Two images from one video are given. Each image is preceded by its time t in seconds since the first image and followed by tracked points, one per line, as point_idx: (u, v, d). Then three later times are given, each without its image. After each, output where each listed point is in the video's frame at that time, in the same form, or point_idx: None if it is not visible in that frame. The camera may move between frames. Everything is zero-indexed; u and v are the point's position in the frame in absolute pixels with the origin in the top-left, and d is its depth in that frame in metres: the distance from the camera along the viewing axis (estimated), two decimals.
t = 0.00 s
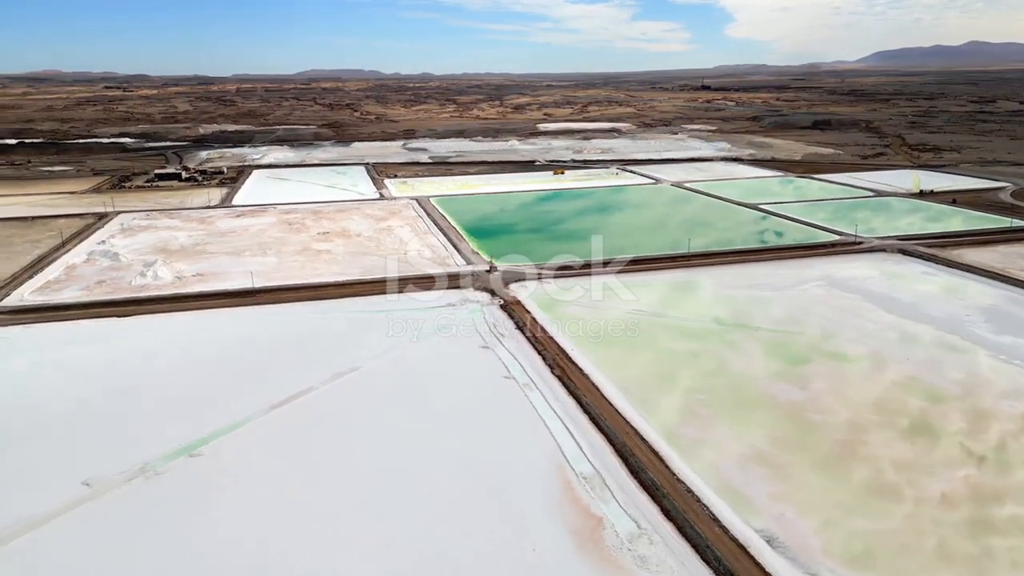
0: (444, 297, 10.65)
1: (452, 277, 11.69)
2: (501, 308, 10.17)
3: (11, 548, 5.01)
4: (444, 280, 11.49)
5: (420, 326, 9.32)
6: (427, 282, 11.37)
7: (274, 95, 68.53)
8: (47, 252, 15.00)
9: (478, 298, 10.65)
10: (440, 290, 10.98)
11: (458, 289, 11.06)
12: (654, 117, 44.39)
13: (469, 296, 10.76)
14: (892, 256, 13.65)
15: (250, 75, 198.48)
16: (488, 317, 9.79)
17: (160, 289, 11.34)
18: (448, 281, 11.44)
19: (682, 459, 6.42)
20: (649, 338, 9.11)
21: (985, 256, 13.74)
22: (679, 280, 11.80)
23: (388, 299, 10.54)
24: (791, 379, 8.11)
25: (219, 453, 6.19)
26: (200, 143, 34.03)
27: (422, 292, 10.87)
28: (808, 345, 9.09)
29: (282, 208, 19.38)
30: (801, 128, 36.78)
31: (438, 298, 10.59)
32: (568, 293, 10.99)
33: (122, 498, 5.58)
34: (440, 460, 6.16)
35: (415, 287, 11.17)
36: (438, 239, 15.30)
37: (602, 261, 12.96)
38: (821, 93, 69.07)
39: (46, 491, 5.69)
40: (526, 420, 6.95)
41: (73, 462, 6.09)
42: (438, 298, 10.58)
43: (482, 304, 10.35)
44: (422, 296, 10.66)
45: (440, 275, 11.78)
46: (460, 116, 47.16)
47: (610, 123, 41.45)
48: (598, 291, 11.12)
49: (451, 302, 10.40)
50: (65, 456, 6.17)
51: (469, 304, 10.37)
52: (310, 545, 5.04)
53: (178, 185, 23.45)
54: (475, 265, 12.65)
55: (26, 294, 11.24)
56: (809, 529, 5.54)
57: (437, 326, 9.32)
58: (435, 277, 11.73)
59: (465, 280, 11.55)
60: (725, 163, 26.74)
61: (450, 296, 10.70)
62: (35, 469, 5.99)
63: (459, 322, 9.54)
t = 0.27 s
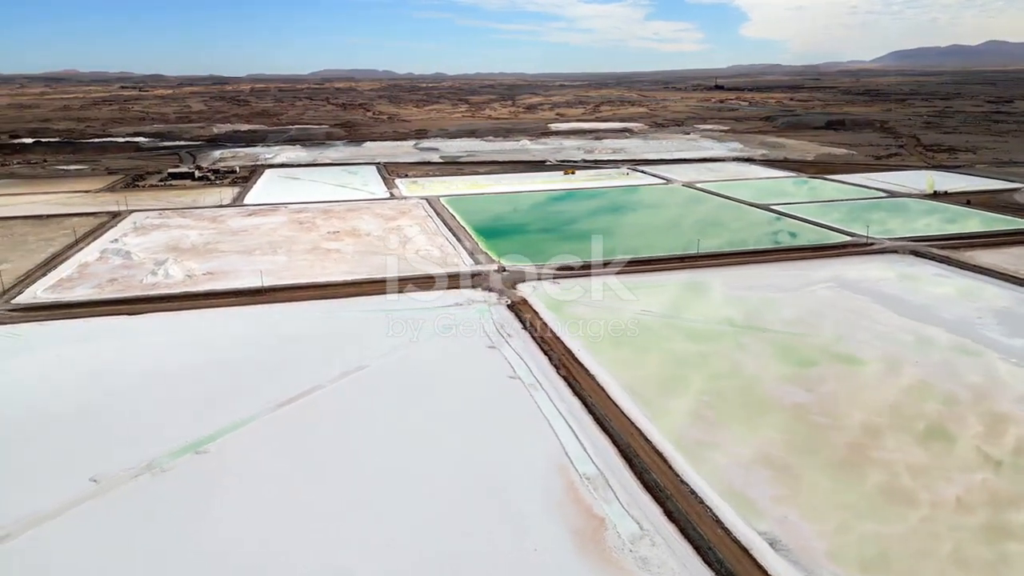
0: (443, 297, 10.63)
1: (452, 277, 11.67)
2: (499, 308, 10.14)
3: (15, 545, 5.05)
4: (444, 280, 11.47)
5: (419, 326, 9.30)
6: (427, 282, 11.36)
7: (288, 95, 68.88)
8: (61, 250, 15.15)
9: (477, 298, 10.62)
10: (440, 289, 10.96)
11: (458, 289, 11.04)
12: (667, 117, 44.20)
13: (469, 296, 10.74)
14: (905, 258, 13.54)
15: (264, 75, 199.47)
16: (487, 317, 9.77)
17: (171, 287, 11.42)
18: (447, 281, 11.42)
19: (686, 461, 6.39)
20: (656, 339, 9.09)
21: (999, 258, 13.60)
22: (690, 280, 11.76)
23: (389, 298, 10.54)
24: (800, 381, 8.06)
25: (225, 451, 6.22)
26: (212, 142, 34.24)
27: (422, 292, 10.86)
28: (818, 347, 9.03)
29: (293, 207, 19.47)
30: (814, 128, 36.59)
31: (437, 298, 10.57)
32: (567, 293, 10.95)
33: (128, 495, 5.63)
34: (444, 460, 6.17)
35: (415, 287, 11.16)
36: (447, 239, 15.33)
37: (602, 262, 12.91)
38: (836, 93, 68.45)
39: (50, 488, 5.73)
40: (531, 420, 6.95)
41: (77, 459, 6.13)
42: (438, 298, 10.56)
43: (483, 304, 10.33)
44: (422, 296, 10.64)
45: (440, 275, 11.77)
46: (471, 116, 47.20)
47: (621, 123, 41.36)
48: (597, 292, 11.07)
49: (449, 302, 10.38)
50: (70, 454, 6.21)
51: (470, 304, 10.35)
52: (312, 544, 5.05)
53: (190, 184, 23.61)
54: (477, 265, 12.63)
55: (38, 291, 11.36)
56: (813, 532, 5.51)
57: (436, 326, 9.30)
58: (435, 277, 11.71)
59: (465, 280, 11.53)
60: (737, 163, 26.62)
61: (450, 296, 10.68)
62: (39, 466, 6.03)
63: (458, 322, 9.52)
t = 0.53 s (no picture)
0: (443, 297, 10.61)
1: (452, 277, 11.65)
2: (498, 309, 10.11)
3: (21, 540, 5.10)
4: (443, 280, 11.46)
5: (418, 327, 9.27)
6: (427, 282, 11.36)
7: (302, 95, 69.24)
8: (75, 249, 15.30)
9: (478, 298, 10.60)
10: (439, 289, 10.95)
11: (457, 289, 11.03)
12: (679, 117, 44.03)
13: (468, 296, 10.73)
14: (918, 259, 13.43)
15: (277, 75, 200.45)
16: (487, 317, 9.75)
17: (182, 285, 11.51)
18: (447, 281, 11.42)
19: (691, 462, 6.36)
20: (663, 340, 9.05)
21: (1014, 259, 13.46)
22: (699, 281, 11.72)
23: (388, 298, 10.53)
24: (808, 383, 8.00)
25: (231, 449, 6.26)
26: (226, 142, 34.48)
27: (422, 292, 10.86)
28: (827, 349, 8.97)
29: (304, 206, 19.58)
30: (828, 128, 36.37)
31: (437, 298, 10.56)
32: (568, 294, 10.91)
33: (135, 491, 5.67)
34: (447, 459, 6.17)
35: (415, 287, 11.16)
36: (457, 239, 15.36)
37: (601, 262, 12.86)
38: (852, 93, 67.86)
39: (58, 484, 5.79)
40: (535, 420, 6.94)
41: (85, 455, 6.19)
42: (437, 298, 10.55)
43: (483, 304, 10.30)
44: (422, 296, 10.63)
45: (440, 275, 11.76)
46: (484, 116, 47.27)
47: (633, 123, 41.28)
48: (597, 292, 11.01)
49: (448, 302, 10.36)
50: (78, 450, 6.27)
51: (470, 303, 10.32)
52: (314, 542, 5.08)
53: (203, 183, 23.80)
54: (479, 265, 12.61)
55: (52, 288, 11.48)
56: (817, 535, 5.47)
57: (436, 326, 9.28)
58: (435, 277, 11.70)
59: (465, 280, 11.51)
60: (749, 163, 26.50)
61: (449, 296, 10.67)
62: (47, 462, 6.10)
63: (457, 322, 9.49)
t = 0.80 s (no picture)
0: (442, 297, 10.60)
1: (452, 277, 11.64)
2: (496, 309, 10.09)
3: (28, 535, 5.17)
4: (444, 280, 11.46)
5: (418, 327, 9.27)
6: (428, 283, 11.36)
7: (315, 95, 69.58)
8: (88, 247, 15.46)
9: (478, 298, 10.59)
10: (439, 289, 10.95)
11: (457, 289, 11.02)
12: (692, 117, 43.83)
13: (468, 296, 10.71)
14: (930, 261, 13.31)
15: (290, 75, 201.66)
16: (486, 317, 9.75)
17: (193, 283, 11.60)
18: (447, 281, 11.41)
19: (696, 464, 6.34)
20: (671, 341, 9.02)
21: None
22: (708, 282, 11.67)
23: (388, 298, 10.53)
24: (816, 385, 7.95)
25: (237, 447, 6.30)
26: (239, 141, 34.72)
27: (422, 292, 10.86)
28: (837, 351, 8.90)
29: (315, 206, 19.67)
30: (843, 128, 36.12)
31: (437, 298, 10.55)
32: (576, 294, 10.89)
33: (141, 487, 5.72)
34: (452, 458, 6.18)
35: (415, 287, 11.16)
36: (466, 238, 15.39)
37: (602, 263, 12.82)
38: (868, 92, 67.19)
39: (69, 478, 5.87)
40: (540, 420, 6.94)
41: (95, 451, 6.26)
42: (437, 298, 10.54)
43: (483, 304, 10.29)
44: (422, 296, 10.63)
45: (440, 275, 11.75)
46: (496, 115, 47.31)
47: (645, 122, 41.18)
48: (596, 293, 10.97)
49: (448, 303, 10.35)
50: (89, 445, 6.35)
51: (470, 304, 10.32)
52: (316, 540, 5.10)
53: (216, 182, 23.97)
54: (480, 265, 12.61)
55: (65, 286, 11.60)
56: (821, 538, 5.43)
57: (435, 326, 9.28)
58: (435, 277, 11.70)
59: (465, 280, 11.50)
60: (761, 164, 26.36)
61: (449, 296, 10.67)
62: (58, 457, 6.18)
63: (457, 322, 9.48)
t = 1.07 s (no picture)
0: (442, 297, 10.58)
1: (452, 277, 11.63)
2: (495, 309, 10.07)
3: (34, 531, 5.21)
4: (444, 280, 11.44)
5: (418, 327, 9.25)
6: (427, 283, 11.35)
7: (328, 95, 69.82)
8: (102, 245, 15.60)
9: (477, 298, 10.57)
10: (439, 289, 10.94)
11: (457, 289, 11.00)
12: (704, 117, 43.60)
13: (468, 296, 10.69)
14: (944, 262, 13.17)
15: (310, 74, 201.43)
16: (485, 317, 9.73)
17: (204, 282, 11.68)
18: (447, 281, 11.39)
19: (701, 466, 6.30)
20: (679, 341, 8.98)
21: None
22: (717, 283, 11.61)
23: (388, 298, 10.53)
24: (825, 387, 7.89)
25: (243, 445, 6.33)
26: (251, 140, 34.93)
27: (422, 292, 10.85)
28: (847, 353, 8.83)
29: (327, 205, 19.75)
30: (857, 128, 35.85)
31: (436, 298, 10.54)
32: (584, 295, 10.88)
33: (148, 484, 5.77)
34: (456, 458, 6.19)
35: (415, 287, 11.15)
36: (476, 238, 15.40)
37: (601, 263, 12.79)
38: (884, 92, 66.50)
39: (78, 475, 5.92)
40: (545, 420, 6.93)
41: (103, 447, 6.32)
42: (437, 298, 10.52)
43: (482, 304, 10.27)
44: (421, 296, 10.62)
45: (440, 275, 11.74)
46: (508, 115, 47.31)
47: (658, 122, 41.05)
48: (596, 294, 10.91)
49: (448, 302, 10.33)
50: (98, 441, 6.41)
51: (469, 303, 10.31)
52: (318, 538, 5.12)
53: (229, 181, 24.12)
54: (482, 265, 12.59)
55: (78, 284, 11.71)
56: (826, 542, 5.38)
57: (435, 326, 9.27)
58: (435, 277, 11.68)
59: (465, 280, 11.48)
60: (774, 164, 26.20)
61: (449, 296, 10.65)
62: (68, 453, 6.24)
63: (456, 322, 9.47)
